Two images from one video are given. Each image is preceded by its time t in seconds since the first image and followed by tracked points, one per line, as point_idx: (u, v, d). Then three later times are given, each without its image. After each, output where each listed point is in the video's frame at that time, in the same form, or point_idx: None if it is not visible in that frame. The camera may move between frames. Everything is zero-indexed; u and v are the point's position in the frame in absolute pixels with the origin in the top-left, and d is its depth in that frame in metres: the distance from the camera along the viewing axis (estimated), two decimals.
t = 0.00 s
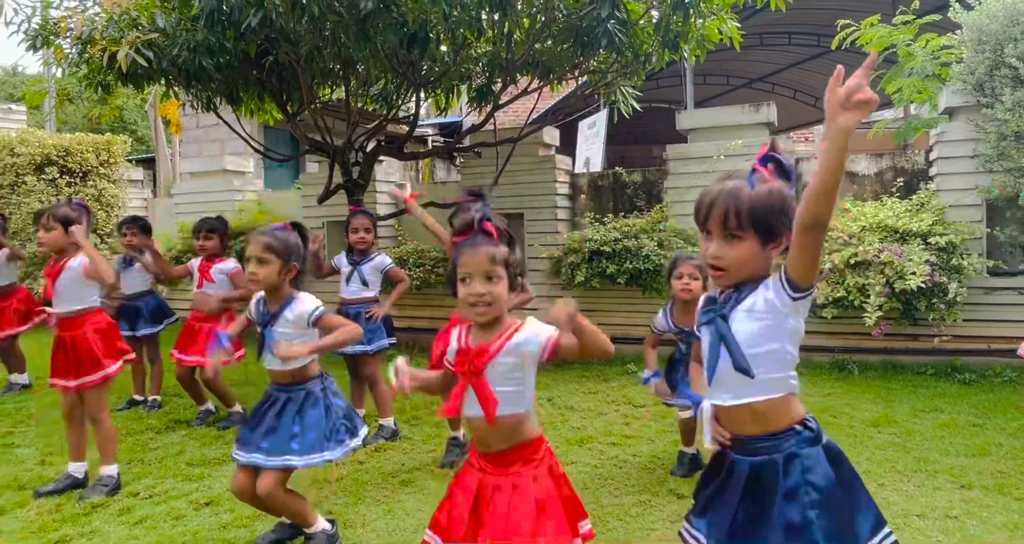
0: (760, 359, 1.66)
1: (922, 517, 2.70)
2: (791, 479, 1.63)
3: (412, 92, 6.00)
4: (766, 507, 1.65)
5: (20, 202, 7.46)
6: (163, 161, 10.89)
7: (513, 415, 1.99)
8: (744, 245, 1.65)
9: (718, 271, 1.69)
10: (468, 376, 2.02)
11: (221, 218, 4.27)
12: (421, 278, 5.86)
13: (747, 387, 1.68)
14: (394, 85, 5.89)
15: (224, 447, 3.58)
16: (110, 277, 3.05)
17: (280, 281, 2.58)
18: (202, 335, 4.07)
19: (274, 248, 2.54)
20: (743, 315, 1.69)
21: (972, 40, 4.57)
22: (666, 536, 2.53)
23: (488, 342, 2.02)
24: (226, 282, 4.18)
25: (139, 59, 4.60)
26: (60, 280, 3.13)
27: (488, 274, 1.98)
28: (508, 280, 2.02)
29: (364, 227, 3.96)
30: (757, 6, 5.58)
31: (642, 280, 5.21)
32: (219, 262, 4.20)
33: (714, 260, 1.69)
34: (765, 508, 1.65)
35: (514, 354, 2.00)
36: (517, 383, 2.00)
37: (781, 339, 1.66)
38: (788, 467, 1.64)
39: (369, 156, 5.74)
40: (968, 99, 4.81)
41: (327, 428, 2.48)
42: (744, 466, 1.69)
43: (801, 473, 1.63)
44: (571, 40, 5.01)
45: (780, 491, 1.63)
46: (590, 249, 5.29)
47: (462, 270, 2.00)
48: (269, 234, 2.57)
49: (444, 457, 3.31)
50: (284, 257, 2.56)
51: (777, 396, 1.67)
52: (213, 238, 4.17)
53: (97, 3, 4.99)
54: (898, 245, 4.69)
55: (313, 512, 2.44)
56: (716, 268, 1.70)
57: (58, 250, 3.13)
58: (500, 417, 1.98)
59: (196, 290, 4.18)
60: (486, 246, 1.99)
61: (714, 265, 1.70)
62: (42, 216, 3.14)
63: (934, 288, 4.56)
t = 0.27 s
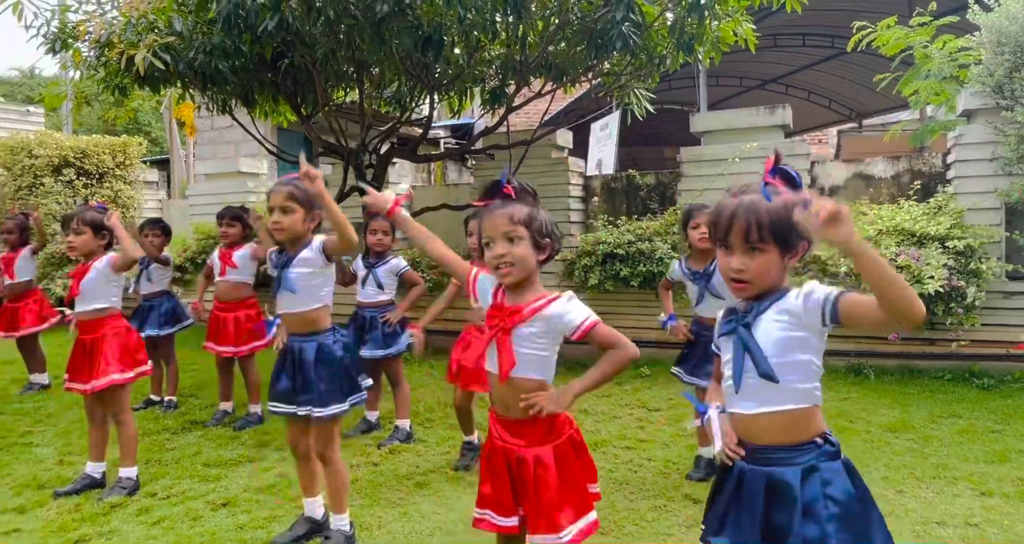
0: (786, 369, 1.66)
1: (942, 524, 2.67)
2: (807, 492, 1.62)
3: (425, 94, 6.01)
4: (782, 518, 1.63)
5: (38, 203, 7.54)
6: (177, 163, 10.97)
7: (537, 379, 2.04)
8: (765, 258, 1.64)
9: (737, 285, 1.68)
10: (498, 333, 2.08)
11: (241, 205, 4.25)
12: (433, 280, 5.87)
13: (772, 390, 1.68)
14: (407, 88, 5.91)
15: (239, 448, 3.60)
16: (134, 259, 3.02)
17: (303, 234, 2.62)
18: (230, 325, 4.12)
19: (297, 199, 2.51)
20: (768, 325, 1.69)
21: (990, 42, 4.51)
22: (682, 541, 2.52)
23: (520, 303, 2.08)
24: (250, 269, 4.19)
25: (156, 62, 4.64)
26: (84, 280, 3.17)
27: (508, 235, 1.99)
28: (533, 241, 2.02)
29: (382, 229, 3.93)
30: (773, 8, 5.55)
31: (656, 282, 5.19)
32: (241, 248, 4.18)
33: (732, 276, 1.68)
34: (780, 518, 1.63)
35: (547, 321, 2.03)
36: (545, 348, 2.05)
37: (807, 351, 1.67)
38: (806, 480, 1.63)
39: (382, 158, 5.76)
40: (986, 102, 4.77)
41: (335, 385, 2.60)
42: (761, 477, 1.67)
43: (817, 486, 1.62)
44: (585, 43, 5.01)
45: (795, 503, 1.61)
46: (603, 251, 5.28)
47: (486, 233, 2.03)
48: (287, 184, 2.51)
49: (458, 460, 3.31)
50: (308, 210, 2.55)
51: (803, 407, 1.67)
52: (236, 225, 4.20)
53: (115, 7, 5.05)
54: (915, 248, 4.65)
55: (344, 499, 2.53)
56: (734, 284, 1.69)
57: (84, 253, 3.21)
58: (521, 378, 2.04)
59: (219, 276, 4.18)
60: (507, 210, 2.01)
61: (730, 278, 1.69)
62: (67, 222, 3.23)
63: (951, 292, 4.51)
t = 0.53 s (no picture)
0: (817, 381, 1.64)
1: (969, 531, 2.63)
2: (820, 504, 1.60)
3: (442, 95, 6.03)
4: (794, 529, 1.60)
5: (61, 203, 7.63)
6: (196, 164, 11.07)
7: (555, 382, 2.03)
8: (810, 262, 1.62)
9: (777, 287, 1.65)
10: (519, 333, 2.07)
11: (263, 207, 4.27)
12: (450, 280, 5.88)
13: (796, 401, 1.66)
14: (425, 89, 5.93)
15: (260, 446, 3.62)
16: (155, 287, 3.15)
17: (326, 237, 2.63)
18: (251, 324, 4.15)
19: (320, 207, 2.54)
20: (801, 338, 1.67)
21: (1016, 41, 4.43)
22: None
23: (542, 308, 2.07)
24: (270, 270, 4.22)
25: (178, 64, 4.69)
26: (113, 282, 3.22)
27: (532, 243, 1.99)
28: (557, 248, 2.01)
29: (403, 231, 3.97)
30: (793, 7, 5.51)
31: (674, 284, 5.17)
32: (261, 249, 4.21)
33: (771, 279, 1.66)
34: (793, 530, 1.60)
35: (564, 325, 2.01)
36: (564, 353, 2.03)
37: (837, 365, 1.64)
38: (821, 493, 1.61)
39: (400, 159, 5.78)
40: (1011, 102, 4.70)
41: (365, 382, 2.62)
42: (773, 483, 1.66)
43: (831, 501, 1.59)
44: (603, 43, 5.00)
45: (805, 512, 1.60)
46: (621, 252, 5.26)
47: (512, 238, 2.03)
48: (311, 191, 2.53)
49: (477, 460, 3.31)
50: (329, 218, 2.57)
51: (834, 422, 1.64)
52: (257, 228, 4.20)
53: (138, 10, 5.11)
54: (938, 251, 4.59)
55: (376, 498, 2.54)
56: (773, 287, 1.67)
57: (115, 256, 3.23)
58: (539, 381, 2.02)
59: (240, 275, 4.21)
60: (531, 217, 2.00)
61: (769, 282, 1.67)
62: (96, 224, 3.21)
63: (976, 295, 4.45)
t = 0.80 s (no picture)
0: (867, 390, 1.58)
1: (999, 538, 2.58)
2: (869, 503, 1.55)
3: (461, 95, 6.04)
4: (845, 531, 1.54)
5: (85, 203, 7.74)
6: (216, 164, 11.18)
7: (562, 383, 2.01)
8: (877, 250, 1.53)
9: (842, 272, 1.53)
10: (525, 340, 2.05)
11: (270, 208, 4.31)
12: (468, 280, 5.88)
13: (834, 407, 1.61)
14: (443, 89, 5.94)
15: (281, 444, 3.65)
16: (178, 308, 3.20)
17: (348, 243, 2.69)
18: (264, 324, 4.17)
19: (348, 209, 2.60)
20: (857, 345, 1.58)
21: None
22: None
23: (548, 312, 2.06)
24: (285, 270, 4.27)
25: (201, 65, 4.74)
26: (144, 284, 3.24)
27: (546, 255, 2.00)
28: (568, 262, 2.03)
29: (424, 232, 3.99)
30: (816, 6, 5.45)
31: (694, 285, 5.13)
32: (273, 250, 4.30)
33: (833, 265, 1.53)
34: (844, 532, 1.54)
35: (569, 324, 2.01)
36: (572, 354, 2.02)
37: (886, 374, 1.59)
38: (868, 490, 1.57)
39: (419, 160, 5.79)
40: None
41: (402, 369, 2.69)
42: (818, 486, 1.60)
43: (880, 499, 1.56)
44: (624, 43, 4.98)
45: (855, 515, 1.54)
46: (640, 253, 5.23)
47: (524, 249, 2.04)
48: (339, 194, 2.59)
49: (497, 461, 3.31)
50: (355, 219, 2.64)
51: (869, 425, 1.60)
52: (266, 228, 4.27)
53: (161, 12, 5.18)
54: (965, 252, 4.51)
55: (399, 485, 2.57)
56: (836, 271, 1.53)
57: (143, 255, 3.27)
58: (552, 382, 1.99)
59: (252, 275, 4.30)
60: (546, 229, 1.99)
61: (830, 269, 1.54)
62: (124, 224, 3.28)
63: (1004, 298, 4.36)
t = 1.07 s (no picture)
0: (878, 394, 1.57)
1: None
2: (899, 483, 1.56)
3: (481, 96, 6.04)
4: (883, 520, 1.53)
5: (110, 203, 7.86)
6: (238, 165, 11.29)
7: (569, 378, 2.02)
8: (922, 264, 1.51)
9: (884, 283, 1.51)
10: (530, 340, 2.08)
11: (283, 211, 4.34)
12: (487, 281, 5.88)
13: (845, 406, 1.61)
14: (463, 90, 5.95)
15: (302, 443, 3.67)
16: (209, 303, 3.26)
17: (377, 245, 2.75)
18: (290, 319, 4.22)
19: (382, 212, 2.74)
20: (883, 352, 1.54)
21: None
22: None
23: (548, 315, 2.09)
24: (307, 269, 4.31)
25: (225, 67, 4.79)
26: (164, 283, 3.27)
27: (570, 269, 2.01)
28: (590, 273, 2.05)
29: (439, 231, 3.98)
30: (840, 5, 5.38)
31: (715, 287, 5.08)
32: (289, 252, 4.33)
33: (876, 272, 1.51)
34: (882, 522, 1.53)
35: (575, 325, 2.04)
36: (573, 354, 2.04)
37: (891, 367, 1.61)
38: (892, 471, 1.57)
39: (439, 160, 5.81)
40: None
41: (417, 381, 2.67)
42: (847, 484, 1.60)
43: (906, 474, 1.57)
44: (645, 42, 4.95)
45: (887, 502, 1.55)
46: (661, 254, 5.20)
47: (547, 260, 2.04)
48: (372, 198, 2.74)
49: (517, 462, 3.30)
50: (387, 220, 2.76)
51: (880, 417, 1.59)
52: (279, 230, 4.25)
53: (186, 14, 5.25)
54: (994, 254, 4.42)
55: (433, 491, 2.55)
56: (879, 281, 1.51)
57: (157, 255, 3.28)
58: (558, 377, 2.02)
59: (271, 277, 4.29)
60: (572, 241, 2.00)
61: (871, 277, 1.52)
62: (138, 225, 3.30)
63: None
